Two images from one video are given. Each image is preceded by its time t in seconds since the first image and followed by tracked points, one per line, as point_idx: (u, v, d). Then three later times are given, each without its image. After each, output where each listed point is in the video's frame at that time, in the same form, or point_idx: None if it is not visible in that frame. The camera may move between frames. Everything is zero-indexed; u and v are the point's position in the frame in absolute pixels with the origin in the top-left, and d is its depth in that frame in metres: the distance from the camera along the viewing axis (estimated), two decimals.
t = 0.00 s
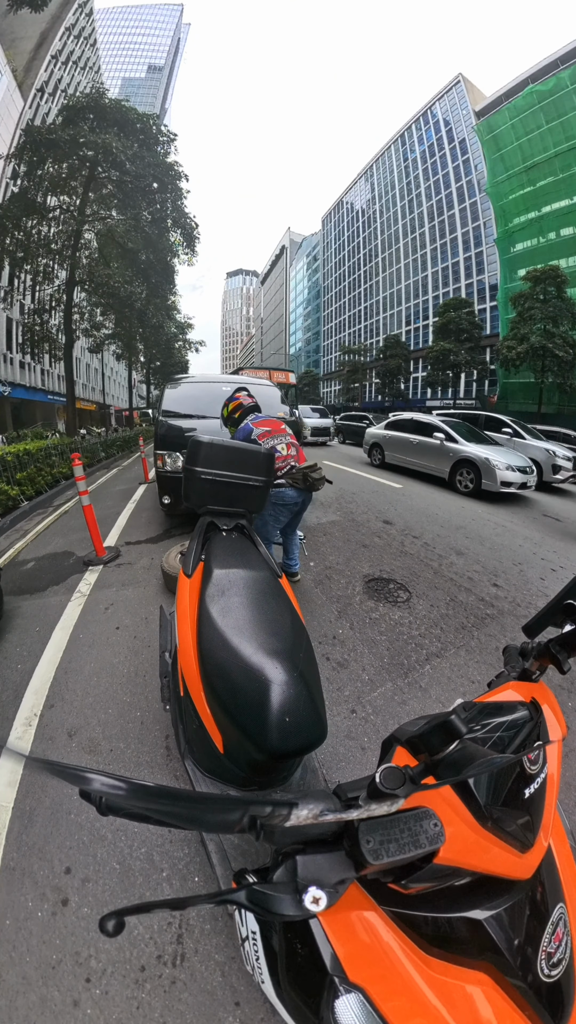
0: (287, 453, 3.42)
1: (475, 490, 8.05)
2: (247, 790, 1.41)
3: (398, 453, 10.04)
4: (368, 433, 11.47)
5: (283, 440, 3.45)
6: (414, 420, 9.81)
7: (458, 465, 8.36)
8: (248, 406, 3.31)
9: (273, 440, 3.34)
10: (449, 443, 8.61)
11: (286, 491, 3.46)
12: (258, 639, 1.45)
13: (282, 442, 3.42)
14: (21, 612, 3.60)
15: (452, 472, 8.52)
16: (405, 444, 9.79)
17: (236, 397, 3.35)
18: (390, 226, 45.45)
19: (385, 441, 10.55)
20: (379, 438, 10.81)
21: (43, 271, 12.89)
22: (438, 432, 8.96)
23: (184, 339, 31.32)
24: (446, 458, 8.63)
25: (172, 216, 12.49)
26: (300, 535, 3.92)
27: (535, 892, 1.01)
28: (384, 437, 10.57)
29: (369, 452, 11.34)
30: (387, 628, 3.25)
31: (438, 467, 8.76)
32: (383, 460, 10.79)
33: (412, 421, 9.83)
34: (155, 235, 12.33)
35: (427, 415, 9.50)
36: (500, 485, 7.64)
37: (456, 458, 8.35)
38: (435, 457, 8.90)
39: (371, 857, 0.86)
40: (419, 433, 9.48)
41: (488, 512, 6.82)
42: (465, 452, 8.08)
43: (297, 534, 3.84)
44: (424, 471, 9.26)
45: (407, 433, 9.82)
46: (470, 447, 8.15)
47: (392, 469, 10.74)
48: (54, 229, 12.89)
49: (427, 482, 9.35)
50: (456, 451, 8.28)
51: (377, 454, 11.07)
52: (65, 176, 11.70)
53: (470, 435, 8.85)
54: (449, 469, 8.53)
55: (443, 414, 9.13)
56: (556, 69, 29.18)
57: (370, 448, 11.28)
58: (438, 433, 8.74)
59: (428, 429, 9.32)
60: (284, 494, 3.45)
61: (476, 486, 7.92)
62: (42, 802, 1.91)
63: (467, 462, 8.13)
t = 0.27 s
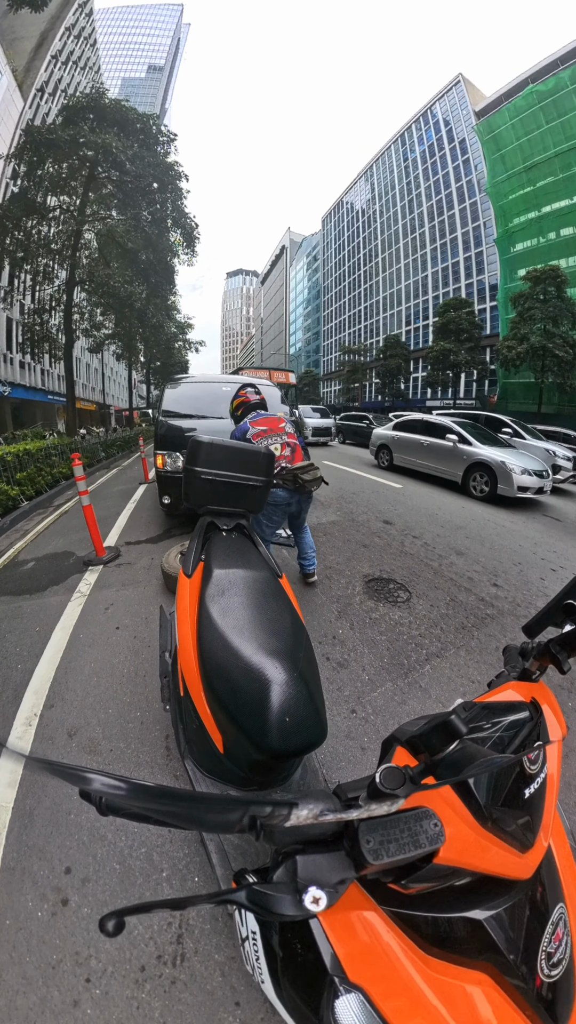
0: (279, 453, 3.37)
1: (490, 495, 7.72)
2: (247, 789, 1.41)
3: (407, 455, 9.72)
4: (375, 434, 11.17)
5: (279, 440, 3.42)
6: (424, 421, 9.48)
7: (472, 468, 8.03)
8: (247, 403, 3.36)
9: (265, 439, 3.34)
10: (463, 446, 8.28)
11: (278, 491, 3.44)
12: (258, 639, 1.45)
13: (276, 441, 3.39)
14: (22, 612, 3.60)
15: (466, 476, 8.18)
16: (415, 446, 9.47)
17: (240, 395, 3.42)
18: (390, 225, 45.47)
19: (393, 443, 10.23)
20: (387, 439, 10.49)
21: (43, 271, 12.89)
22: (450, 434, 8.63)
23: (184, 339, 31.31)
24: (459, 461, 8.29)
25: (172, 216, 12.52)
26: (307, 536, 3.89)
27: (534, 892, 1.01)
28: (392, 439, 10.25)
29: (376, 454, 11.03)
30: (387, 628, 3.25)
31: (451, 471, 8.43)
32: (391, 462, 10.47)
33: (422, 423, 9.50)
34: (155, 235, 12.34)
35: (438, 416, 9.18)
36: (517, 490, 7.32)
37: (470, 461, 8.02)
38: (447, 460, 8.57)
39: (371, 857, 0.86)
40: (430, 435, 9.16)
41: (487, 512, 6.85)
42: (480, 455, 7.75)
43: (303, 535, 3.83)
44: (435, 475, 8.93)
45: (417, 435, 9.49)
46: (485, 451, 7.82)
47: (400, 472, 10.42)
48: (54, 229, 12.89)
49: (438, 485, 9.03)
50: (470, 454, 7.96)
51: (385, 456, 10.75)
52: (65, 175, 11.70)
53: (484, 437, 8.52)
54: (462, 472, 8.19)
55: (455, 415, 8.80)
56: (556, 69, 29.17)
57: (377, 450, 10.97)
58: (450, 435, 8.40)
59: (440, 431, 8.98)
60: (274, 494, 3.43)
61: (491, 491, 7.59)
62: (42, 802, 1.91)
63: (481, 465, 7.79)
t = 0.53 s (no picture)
0: (290, 453, 3.52)
1: (506, 500, 7.36)
2: (246, 789, 1.41)
3: (417, 458, 9.40)
4: (383, 435, 10.86)
5: (295, 440, 3.59)
6: (436, 423, 9.13)
7: (487, 472, 7.67)
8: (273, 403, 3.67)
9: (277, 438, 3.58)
10: (477, 448, 7.93)
11: (285, 490, 3.60)
12: (259, 639, 1.45)
13: (289, 441, 3.56)
14: (22, 612, 3.60)
15: (480, 480, 7.83)
16: (426, 449, 9.14)
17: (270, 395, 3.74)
18: (390, 225, 45.49)
19: (403, 446, 9.91)
20: (396, 441, 10.15)
21: (43, 271, 12.89)
22: (464, 435, 8.28)
23: (184, 338, 31.31)
24: (473, 465, 7.95)
25: (172, 216, 12.55)
26: (325, 536, 3.95)
27: (534, 892, 1.02)
28: (401, 441, 9.92)
29: (385, 455, 10.71)
30: (387, 628, 3.25)
31: (464, 474, 8.09)
32: (400, 464, 10.13)
33: (433, 424, 9.15)
34: (155, 234, 12.34)
35: (449, 418, 8.84)
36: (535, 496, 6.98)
37: (484, 465, 7.67)
38: (460, 463, 8.22)
39: (371, 857, 0.86)
40: (442, 437, 8.81)
41: (486, 512, 6.85)
42: (495, 458, 7.40)
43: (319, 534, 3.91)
44: (448, 478, 8.59)
45: (428, 437, 9.16)
46: (501, 454, 7.47)
47: (410, 474, 10.09)
48: (54, 228, 12.89)
49: (450, 489, 8.69)
50: (485, 457, 7.60)
51: (394, 459, 10.43)
52: (65, 175, 11.71)
53: (500, 440, 8.17)
54: (476, 476, 7.85)
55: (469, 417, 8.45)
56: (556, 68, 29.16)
57: (385, 452, 10.65)
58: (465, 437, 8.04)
59: (452, 433, 8.62)
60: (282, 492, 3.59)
61: (507, 496, 7.23)
62: (41, 802, 1.91)
63: (497, 469, 7.45)
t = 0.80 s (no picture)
0: (314, 449, 3.77)
1: (524, 506, 7.02)
2: (246, 790, 1.41)
3: (430, 460, 9.04)
4: (392, 435, 10.50)
5: (322, 438, 3.82)
6: (450, 423, 8.77)
7: (504, 476, 7.32)
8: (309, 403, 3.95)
9: (304, 436, 3.83)
10: (494, 451, 7.58)
11: (304, 484, 3.78)
12: (258, 639, 1.45)
13: (314, 439, 3.80)
14: (21, 612, 3.60)
15: (497, 484, 7.49)
16: (439, 450, 8.78)
17: (311, 396, 4.04)
18: (390, 225, 45.49)
19: (414, 447, 9.55)
20: (407, 442, 9.79)
21: (43, 270, 12.88)
22: (480, 437, 7.93)
23: (184, 338, 31.28)
24: (489, 468, 7.60)
25: (171, 216, 12.52)
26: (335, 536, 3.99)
27: (535, 894, 1.01)
28: (412, 442, 9.57)
29: (394, 457, 10.35)
30: (387, 628, 3.25)
31: (480, 478, 7.74)
32: (410, 467, 9.77)
33: (448, 425, 8.79)
34: (155, 233, 12.35)
35: (464, 419, 8.48)
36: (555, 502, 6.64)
37: (501, 469, 7.32)
38: (475, 467, 7.87)
39: (371, 859, 0.86)
40: (457, 439, 8.44)
41: (477, 512, 6.82)
42: (513, 462, 7.06)
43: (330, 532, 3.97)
44: (462, 482, 8.23)
45: (442, 438, 8.80)
46: (519, 457, 7.13)
47: (420, 477, 9.73)
48: (53, 228, 12.88)
49: (463, 493, 8.34)
50: (502, 460, 7.26)
51: (403, 460, 10.05)
52: (64, 174, 11.71)
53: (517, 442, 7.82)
54: (493, 480, 7.49)
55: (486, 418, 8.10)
56: (556, 67, 29.17)
57: (395, 454, 10.27)
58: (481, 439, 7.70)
59: (467, 435, 8.28)
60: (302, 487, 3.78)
61: (526, 501, 6.89)
62: (40, 803, 1.90)
63: (515, 473, 7.11)
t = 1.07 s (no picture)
0: (321, 443, 3.79)
1: (545, 513, 6.69)
2: (246, 792, 1.40)
3: (442, 462, 8.70)
4: (400, 436, 10.15)
5: (331, 433, 3.82)
6: (464, 425, 8.42)
7: (524, 481, 6.99)
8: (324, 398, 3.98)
9: (315, 429, 3.87)
10: (512, 454, 7.24)
11: (308, 476, 3.89)
12: (257, 640, 1.44)
13: (323, 434, 3.82)
14: (20, 612, 3.59)
15: (515, 490, 7.15)
16: (452, 453, 8.43)
17: (330, 392, 4.07)
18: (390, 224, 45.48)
19: (425, 450, 9.20)
20: (417, 444, 9.43)
21: (41, 269, 12.86)
22: (498, 439, 7.58)
23: (183, 337, 31.25)
24: (507, 472, 7.27)
25: (171, 214, 12.58)
26: (338, 534, 3.98)
27: (536, 897, 1.01)
28: (424, 444, 9.22)
29: (403, 459, 9.99)
30: (388, 628, 3.25)
31: (497, 483, 7.40)
32: (421, 469, 9.42)
33: (462, 426, 8.43)
34: (154, 232, 12.35)
35: (480, 420, 8.14)
36: None
37: (521, 473, 6.99)
38: (492, 471, 7.53)
39: (372, 861, 0.85)
40: (472, 441, 8.09)
41: (480, 512, 6.81)
42: (534, 466, 6.72)
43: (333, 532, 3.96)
44: (477, 486, 7.90)
45: (456, 440, 8.46)
46: (540, 461, 6.80)
47: (430, 480, 9.39)
48: (51, 226, 12.88)
49: (478, 498, 8.02)
50: (523, 464, 6.92)
51: (414, 463, 9.70)
52: (63, 171, 11.70)
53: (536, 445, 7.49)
54: (511, 485, 7.16)
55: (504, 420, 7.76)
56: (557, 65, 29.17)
57: (404, 455, 9.91)
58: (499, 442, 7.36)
59: (484, 437, 7.93)
60: (305, 479, 3.90)
61: (547, 508, 6.57)
62: (38, 805, 1.89)
63: (535, 478, 6.78)
